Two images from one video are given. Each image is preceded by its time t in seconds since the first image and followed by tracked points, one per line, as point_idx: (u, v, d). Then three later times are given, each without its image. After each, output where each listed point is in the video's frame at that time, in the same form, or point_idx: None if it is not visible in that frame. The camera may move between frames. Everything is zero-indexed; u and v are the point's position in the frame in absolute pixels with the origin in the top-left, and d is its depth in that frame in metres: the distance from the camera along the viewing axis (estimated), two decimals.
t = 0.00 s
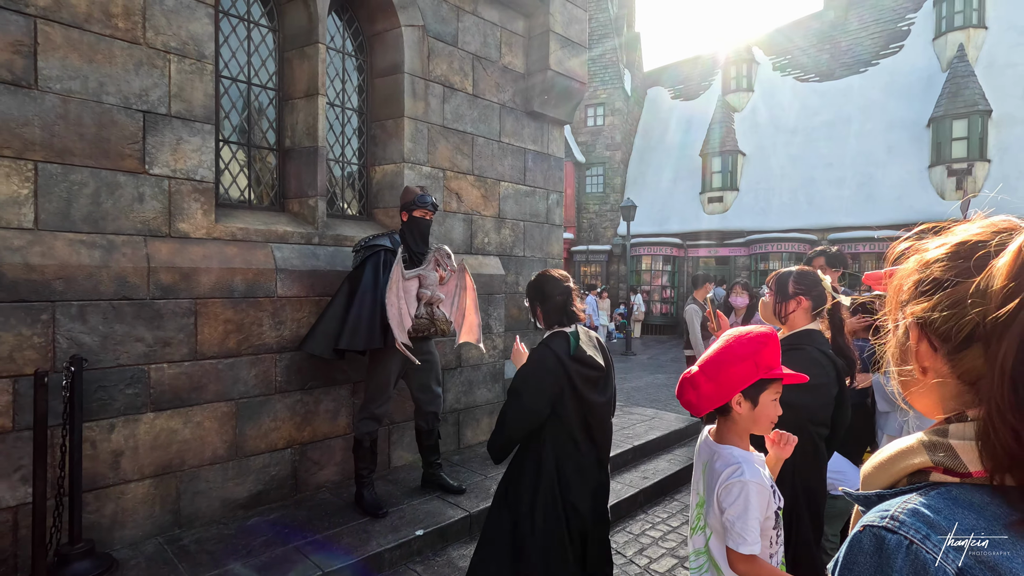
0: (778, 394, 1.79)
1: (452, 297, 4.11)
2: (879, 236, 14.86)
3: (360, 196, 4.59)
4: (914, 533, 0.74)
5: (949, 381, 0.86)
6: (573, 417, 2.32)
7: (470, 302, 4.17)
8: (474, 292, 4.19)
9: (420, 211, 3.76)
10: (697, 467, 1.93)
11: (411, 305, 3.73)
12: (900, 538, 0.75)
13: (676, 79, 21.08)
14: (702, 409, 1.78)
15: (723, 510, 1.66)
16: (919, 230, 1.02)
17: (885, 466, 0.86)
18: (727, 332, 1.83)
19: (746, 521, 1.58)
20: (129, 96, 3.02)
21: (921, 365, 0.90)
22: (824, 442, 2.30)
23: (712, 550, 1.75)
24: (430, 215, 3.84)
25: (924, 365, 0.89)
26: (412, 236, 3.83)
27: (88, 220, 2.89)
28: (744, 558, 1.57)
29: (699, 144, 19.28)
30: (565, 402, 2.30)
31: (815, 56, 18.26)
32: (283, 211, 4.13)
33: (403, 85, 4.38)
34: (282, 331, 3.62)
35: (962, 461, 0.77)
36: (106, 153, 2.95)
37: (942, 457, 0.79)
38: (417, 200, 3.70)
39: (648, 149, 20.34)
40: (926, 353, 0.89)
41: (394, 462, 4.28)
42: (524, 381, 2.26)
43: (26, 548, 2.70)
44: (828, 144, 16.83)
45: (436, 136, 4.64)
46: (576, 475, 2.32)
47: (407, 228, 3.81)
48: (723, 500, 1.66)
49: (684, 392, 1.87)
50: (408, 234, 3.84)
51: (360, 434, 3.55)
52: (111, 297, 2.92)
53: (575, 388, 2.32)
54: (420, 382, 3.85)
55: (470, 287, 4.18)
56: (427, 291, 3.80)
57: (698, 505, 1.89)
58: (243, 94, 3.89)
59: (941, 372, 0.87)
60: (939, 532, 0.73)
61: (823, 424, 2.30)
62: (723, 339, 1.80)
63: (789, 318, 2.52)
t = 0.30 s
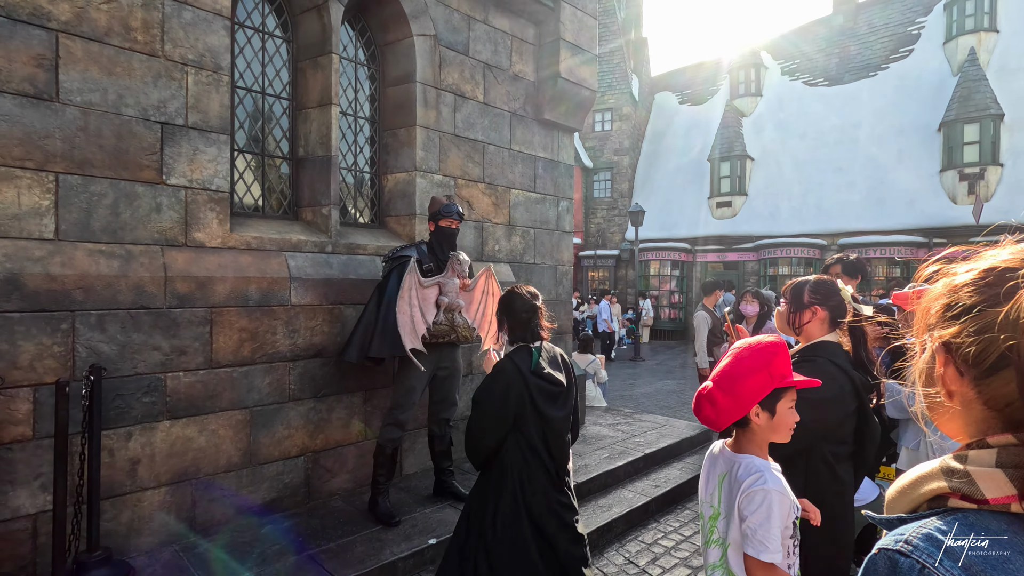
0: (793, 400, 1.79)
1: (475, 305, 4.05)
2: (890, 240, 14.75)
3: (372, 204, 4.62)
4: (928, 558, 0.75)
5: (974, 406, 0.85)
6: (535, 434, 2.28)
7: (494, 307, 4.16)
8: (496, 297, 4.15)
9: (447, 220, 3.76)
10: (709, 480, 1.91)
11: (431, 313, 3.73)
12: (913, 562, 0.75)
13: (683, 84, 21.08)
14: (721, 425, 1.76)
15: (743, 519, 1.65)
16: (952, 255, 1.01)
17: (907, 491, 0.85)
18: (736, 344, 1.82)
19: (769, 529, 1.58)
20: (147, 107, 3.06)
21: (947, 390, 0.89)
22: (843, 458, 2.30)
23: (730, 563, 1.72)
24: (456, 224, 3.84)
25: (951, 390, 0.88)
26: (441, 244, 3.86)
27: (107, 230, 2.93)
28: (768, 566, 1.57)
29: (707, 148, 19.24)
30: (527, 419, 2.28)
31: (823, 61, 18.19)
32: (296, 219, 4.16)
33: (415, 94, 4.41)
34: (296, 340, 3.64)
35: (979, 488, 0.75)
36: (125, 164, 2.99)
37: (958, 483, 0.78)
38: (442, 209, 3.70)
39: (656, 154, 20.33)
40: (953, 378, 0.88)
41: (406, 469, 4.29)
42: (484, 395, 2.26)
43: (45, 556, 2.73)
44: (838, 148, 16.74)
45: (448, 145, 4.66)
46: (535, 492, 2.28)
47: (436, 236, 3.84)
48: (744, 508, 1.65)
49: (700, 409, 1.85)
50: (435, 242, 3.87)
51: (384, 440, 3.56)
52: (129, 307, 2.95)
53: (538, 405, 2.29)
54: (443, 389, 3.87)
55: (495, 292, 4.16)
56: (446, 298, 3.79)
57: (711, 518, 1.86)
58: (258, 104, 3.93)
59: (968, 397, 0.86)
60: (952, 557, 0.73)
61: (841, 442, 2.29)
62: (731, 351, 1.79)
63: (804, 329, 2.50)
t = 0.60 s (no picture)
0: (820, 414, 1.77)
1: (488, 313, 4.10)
2: (901, 245, 14.62)
3: (382, 210, 4.64)
4: None
5: (996, 429, 0.83)
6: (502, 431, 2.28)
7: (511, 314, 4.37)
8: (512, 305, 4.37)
9: (472, 229, 3.76)
10: (731, 498, 1.87)
11: (440, 317, 3.78)
12: None
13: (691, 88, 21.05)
14: (749, 443, 1.75)
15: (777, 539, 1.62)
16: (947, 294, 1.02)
17: (926, 520, 0.84)
18: (756, 360, 1.81)
19: (805, 549, 1.57)
20: (161, 117, 3.09)
21: (965, 418, 0.87)
22: (859, 471, 2.27)
23: None
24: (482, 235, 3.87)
25: (967, 418, 0.87)
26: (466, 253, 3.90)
27: (122, 239, 2.96)
28: None
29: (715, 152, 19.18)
30: (494, 416, 2.27)
31: (833, 64, 18.11)
32: (307, 226, 4.19)
33: (424, 101, 4.43)
34: (306, 347, 3.65)
35: (1005, 522, 0.74)
36: (139, 173, 3.02)
37: (982, 515, 0.76)
38: (470, 218, 3.74)
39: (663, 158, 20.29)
40: (965, 402, 0.87)
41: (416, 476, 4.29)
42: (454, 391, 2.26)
43: (59, 562, 2.75)
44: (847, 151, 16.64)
45: (457, 151, 4.67)
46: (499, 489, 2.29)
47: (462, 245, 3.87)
48: (778, 527, 1.63)
49: (725, 427, 1.84)
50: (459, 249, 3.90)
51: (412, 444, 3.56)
52: (142, 315, 2.97)
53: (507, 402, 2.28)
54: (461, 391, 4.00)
55: (512, 299, 4.37)
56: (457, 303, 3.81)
57: (734, 538, 1.82)
58: (269, 112, 3.96)
59: (989, 419, 0.84)
60: None
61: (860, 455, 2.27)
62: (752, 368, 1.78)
63: (825, 338, 2.46)
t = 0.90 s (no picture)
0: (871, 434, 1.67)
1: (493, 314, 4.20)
2: (909, 246, 14.51)
3: (387, 213, 4.64)
4: None
5: (988, 435, 0.81)
6: (438, 438, 2.28)
7: (519, 316, 4.35)
8: (521, 307, 4.36)
9: (482, 233, 3.84)
10: (774, 527, 1.73)
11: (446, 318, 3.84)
12: None
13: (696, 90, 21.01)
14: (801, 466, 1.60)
15: None
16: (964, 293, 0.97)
17: (915, 525, 0.84)
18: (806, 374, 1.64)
19: None
20: (168, 120, 3.10)
21: (957, 422, 0.85)
22: (872, 476, 2.24)
23: None
24: (491, 238, 3.92)
25: (960, 421, 0.85)
26: (474, 256, 3.95)
27: (128, 242, 2.96)
28: None
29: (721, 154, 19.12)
30: (429, 421, 2.30)
31: (839, 65, 18.03)
32: (312, 229, 4.19)
33: (430, 104, 4.43)
34: (311, 350, 3.65)
35: (990, 526, 0.73)
36: (145, 176, 3.03)
37: (966, 519, 0.75)
38: (478, 222, 3.81)
39: (669, 160, 20.24)
40: (957, 406, 0.85)
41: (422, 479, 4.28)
42: (396, 400, 2.39)
43: (65, 565, 2.75)
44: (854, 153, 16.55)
45: (462, 154, 4.67)
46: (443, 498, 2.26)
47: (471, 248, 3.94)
48: (842, 563, 1.52)
49: (771, 449, 1.65)
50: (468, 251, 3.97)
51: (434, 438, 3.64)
52: (148, 317, 2.98)
53: (441, 409, 2.28)
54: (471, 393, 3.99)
55: (519, 301, 4.36)
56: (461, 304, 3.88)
57: (780, 571, 1.68)
58: (275, 115, 3.97)
59: (980, 424, 0.82)
60: None
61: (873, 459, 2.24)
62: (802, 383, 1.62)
63: (837, 339, 2.45)
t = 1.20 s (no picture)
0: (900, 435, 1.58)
1: (500, 316, 4.19)
2: (916, 247, 14.41)
3: (393, 214, 4.63)
4: None
5: (1021, 442, 0.80)
6: (377, 410, 2.69)
7: (522, 318, 4.37)
8: (525, 309, 4.36)
9: (488, 236, 3.87)
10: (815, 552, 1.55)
11: (450, 321, 3.88)
12: None
13: (702, 90, 20.95)
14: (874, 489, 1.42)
15: None
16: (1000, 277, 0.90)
17: (920, 522, 0.81)
18: (870, 385, 1.40)
19: None
20: (174, 122, 3.10)
21: (989, 423, 0.83)
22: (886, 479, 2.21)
23: None
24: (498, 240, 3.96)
25: (991, 422, 0.82)
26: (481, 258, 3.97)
27: (134, 243, 2.97)
28: None
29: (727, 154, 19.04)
30: (370, 394, 2.71)
31: (846, 64, 17.93)
32: (318, 230, 4.19)
33: (435, 105, 4.42)
34: (317, 351, 3.65)
35: (1002, 521, 0.71)
36: (151, 178, 3.03)
37: (978, 515, 0.73)
38: (484, 225, 3.84)
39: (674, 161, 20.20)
40: (999, 410, 0.81)
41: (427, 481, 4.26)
42: (348, 376, 2.81)
43: (71, 566, 2.75)
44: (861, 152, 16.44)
45: (468, 155, 4.66)
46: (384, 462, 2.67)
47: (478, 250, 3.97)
48: None
49: (844, 477, 1.39)
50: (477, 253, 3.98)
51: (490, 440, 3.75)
52: (155, 319, 2.98)
53: (380, 381, 2.70)
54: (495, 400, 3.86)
55: (523, 303, 4.36)
56: (467, 307, 3.86)
57: None
58: (281, 116, 3.97)
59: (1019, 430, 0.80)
60: None
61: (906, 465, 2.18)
62: (872, 398, 1.38)
63: (845, 342, 2.40)
